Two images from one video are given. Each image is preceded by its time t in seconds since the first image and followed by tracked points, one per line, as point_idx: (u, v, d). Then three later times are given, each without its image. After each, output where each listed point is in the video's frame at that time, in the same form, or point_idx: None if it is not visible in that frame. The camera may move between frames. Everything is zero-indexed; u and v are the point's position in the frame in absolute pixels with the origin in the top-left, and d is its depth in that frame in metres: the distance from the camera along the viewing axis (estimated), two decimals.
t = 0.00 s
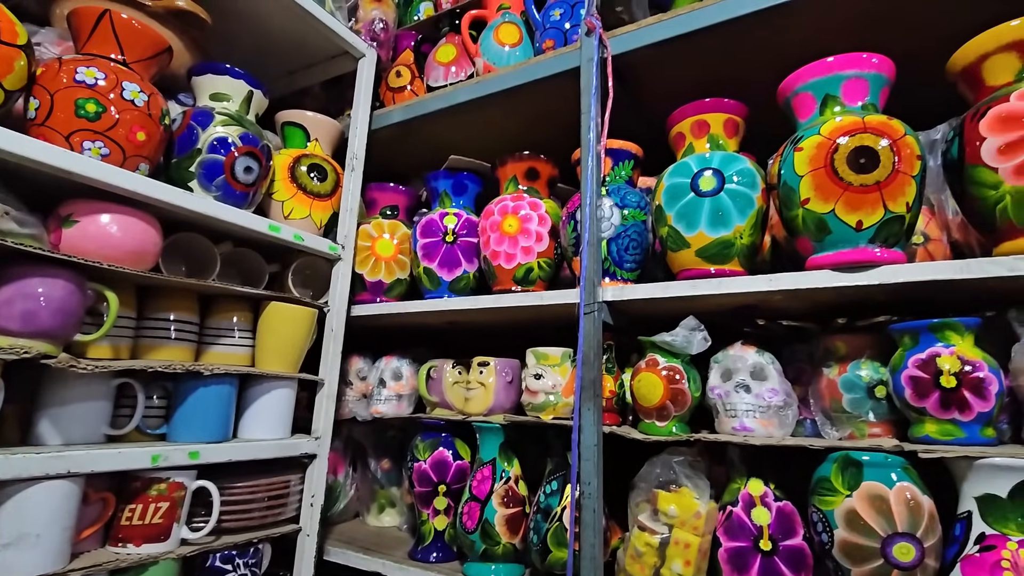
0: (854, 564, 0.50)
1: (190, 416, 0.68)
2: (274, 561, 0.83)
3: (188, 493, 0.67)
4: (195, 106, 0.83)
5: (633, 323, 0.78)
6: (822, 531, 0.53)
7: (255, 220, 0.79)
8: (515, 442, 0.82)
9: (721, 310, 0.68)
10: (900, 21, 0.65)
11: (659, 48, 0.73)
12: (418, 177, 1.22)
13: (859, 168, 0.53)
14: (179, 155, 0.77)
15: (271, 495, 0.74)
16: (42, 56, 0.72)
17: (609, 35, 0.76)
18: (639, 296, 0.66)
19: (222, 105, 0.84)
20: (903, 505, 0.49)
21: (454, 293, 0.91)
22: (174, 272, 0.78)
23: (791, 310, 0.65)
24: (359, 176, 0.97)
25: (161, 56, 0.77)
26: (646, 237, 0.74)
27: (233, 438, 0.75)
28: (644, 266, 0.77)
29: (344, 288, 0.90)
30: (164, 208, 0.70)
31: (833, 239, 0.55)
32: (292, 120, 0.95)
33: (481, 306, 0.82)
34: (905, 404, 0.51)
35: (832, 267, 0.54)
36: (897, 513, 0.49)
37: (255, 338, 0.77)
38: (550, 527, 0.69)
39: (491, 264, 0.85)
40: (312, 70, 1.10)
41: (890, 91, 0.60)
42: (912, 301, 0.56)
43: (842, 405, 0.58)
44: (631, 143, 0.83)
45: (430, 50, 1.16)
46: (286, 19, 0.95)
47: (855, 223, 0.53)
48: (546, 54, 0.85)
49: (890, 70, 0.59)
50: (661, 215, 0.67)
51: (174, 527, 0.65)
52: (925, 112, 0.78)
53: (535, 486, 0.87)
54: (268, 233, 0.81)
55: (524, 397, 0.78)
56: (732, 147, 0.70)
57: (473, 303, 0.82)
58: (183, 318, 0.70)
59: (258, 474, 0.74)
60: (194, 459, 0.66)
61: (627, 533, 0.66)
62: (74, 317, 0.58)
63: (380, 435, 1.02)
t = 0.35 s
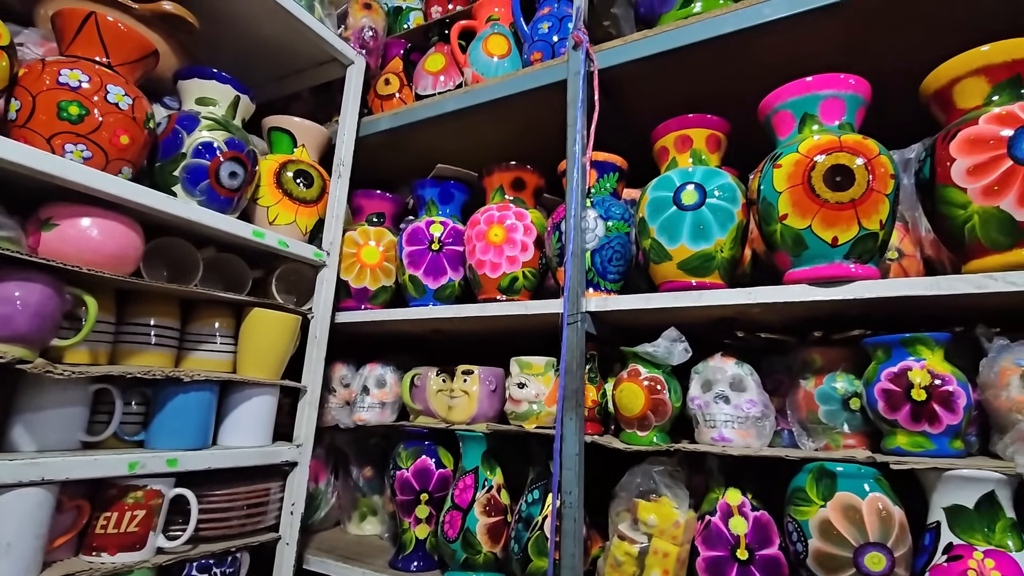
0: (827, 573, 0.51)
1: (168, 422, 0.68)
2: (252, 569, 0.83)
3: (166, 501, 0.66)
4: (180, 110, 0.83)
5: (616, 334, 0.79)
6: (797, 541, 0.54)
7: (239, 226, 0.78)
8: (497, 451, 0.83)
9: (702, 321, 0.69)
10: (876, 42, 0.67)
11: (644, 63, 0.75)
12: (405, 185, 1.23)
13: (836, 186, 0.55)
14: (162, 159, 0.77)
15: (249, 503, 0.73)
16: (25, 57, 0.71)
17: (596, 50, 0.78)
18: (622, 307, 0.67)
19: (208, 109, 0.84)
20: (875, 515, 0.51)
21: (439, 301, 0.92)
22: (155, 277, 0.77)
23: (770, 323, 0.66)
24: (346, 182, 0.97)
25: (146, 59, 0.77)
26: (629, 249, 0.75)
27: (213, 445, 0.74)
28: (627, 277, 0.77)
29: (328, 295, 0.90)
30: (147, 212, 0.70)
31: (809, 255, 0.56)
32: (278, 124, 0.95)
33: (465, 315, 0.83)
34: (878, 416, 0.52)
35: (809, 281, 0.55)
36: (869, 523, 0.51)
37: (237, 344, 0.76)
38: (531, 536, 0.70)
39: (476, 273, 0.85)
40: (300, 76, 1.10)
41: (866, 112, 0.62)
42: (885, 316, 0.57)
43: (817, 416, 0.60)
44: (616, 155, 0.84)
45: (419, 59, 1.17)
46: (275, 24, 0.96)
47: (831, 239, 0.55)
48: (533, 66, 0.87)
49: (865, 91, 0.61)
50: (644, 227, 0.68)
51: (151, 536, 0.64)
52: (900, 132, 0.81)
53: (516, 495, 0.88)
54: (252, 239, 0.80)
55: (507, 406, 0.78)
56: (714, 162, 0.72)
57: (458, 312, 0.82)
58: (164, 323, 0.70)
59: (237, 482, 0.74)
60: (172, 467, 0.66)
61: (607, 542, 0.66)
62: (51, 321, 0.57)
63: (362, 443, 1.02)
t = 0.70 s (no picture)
0: None
1: (157, 430, 0.68)
2: None
3: (152, 509, 0.66)
4: (174, 117, 0.83)
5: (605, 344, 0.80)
6: (781, 553, 0.54)
7: (231, 233, 0.79)
8: (486, 460, 0.83)
9: (690, 334, 0.70)
10: (861, 61, 0.68)
11: (635, 77, 0.76)
12: (398, 193, 1.23)
13: (820, 203, 0.56)
14: (155, 166, 0.77)
15: (237, 512, 0.73)
16: (17, 63, 0.71)
17: (588, 64, 0.79)
18: (611, 319, 0.68)
19: (201, 116, 0.84)
20: (856, 529, 0.51)
21: (431, 309, 0.92)
22: (146, 284, 0.77)
23: (756, 336, 0.67)
24: (339, 190, 0.97)
25: (142, 66, 0.78)
26: (619, 261, 0.75)
27: (201, 453, 0.74)
28: (617, 288, 0.78)
29: (319, 303, 0.90)
30: (139, 220, 0.70)
31: (794, 270, 0.57)
32: (272, 132, 0.96)
33: (456, 324, 0.83)
34: (860, 430, 0.53)
35: (794, 296, 0.56)
36: (850, 537, 0.51)
37: (228, 351, 0.76)
38: (518, 546, 0.70)
39: (467, 282, 0.86)
40: (294, 84, 1.11)
41: (850, 129, 0.63)
42: (868, 331, 0.58)
43: (802, 429, 0.60)
44: (607, 168, 0.85)
45: (413, 68, 1.17)
46: (271, 33, 0.96)
47: (815, 255, 0.56)
48: (526, 78, 0.88)
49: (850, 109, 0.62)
50: (633, 240, 0.69)
51: (137, 544, 0.64)
52: (886, 147, 0.82)
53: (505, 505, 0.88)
54: (244, 246, 0.81)
55: (496, 415, 0.79)
56: (702, 176, 0.72)
57: (448, 321, 0.83)
58: (154, 330, 0.70)
59: (225, 490, 0.73)
60: (160, 475, 0.66)
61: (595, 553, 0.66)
62: (40, 329, 0.57)
63: (352, 450, 1.02)
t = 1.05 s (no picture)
0: None
1: (141, 440, 0.68)
2: None
3: (135, 519, 0.66)
4: (163, 126, 0.83)
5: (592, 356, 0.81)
6: (758, 566, 0.55)
7: (219, 243, 0.79)
8: (472, 470, 0.83)
9: (674, 347, 0.71)
10: (842, 82, 0.70)
11: (623, 94, 0.77)
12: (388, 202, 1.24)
13: (798, 223, 0.57)
14: (144, 174, 0.77)
15: (221, 522, 0.73)
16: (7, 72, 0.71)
17: (576, 79, 0.80)
18: (596, 332, 0.69)
19: (191, 126, 0.85)
20: (831, 543, 0.52)
21: (419, 319, 0.92)
22: (133, 293, 0.77)
23: (738, 350, 0.68)
24: (328, 200, 0.98)
25: (132, 76, 0.78)
26: (605, 274, 0.76)
27: (185, 462, 0.74)
28: (603, 301, 0.79)
29: (307, 313, 0.90)
30: (126, 230, 0.70)
31: (773, 287, 0.58)
32: (262, 141, 0.96)
33: (443, 335, 0.83)
34: (837, 445, 0.54)
35: (773, 312, 0.58)
36: (825, 550, 0.52)
37: (214, 361, 0.77)
38: (501, 557, 0.70)
39: (455, 293, 0.86)
40: (285, 93, 1.11)
41: (830, 150, 0.65)
42: (846, 348, 0.60)
43: (781, 443, 0.61)
44: (594, 182, 0.86)
45: (405, 79, 1.18)
46: (263, 42, 0.97)
47: (793, 273, 0.57)
48: (515, 92, 0.89)
49: (829, 130, 0.63)
50: (618, 254, 0.70)
51: (119, 555, 0.64)
52: (867, 165, 0.84)
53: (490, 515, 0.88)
54: (232, 255, 0.81)
55: (482, 425, 0.79)
56: (687, 193, 0.74)
57: (435, 332, 0.83)
58: (140, 339, 0.70)
59: (209, 500, 0.73)
60: (143, 485, 0.66)
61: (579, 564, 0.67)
62: (24, 338, 0.58)
63: (338, 459, 1.02)
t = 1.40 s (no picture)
0: None
1: (119, 454, 0.67)
2: None
3: (112, 534, 0.65)
4: (147, 135, 0.83)
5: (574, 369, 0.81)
6: None
7: (202, 254, 0.78)
8: (454, 483, 0.84)
9: (655, 362, 0.72)
10: (820, 103, 0.72)
11: (607, 111, 0.79)
12: (373, 212, 1.24)
13: (776, 243, 0.58)
14: (126, 185, 0.77)
15: (200, 535, 0.73)
16: None
17: (561, 96, 0.82)
18: (578, 347, 0.69)
19: (176, 135, 0.85)
20: (804, 558, 0.53)
21: (403, 331, 0.92)
22: (115, 304, 0.77)
23: (718, 366, 0.69)
24: (314, 210, 0.98)
25: (116, 85, 0.78)
26: (588, 289, 0.77)
27: (164, 476, 0.74)
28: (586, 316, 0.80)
29: (291, 323, 0.90)
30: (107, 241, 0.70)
31: (751, 306, 0.60)
32: (248, 150, 0.96)
33: (427, 348, 0.84)
34: (811, 461, 0.55)
35: (751, 330, 0.59)
36: (798, 566, 0.53)
37: (195, 372, 0.76)
38: (483, 572, 0.71)
39: (439, 306, 0.86)
40: (270, 101, 1.11)
41: (807, 172, 0.67)
42: (821, 365, 0.61)
43: (758, 458, 0.63)
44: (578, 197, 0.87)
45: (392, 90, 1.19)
46: (250, 51, 0.97)
47: (770, 292, 0.58)
48: (502, 107, 0.90)
49: (806, 153, 0.65)
50: (601, 270, 0.71)
51: (95, 570, 0.63)
52: (845, 183, 0.86)
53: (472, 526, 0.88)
54: (215, 266, 0.80)
55: (465, 438, 0.79)
56: (669, 211, 0.75)
57: (419, 344, 0.84)
58: (120, 350, 0.70)
59: (188, 513, 0.73)
60: (121, 499, 0.66)
61: None
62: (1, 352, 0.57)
63: (321, 470, 1.01)
